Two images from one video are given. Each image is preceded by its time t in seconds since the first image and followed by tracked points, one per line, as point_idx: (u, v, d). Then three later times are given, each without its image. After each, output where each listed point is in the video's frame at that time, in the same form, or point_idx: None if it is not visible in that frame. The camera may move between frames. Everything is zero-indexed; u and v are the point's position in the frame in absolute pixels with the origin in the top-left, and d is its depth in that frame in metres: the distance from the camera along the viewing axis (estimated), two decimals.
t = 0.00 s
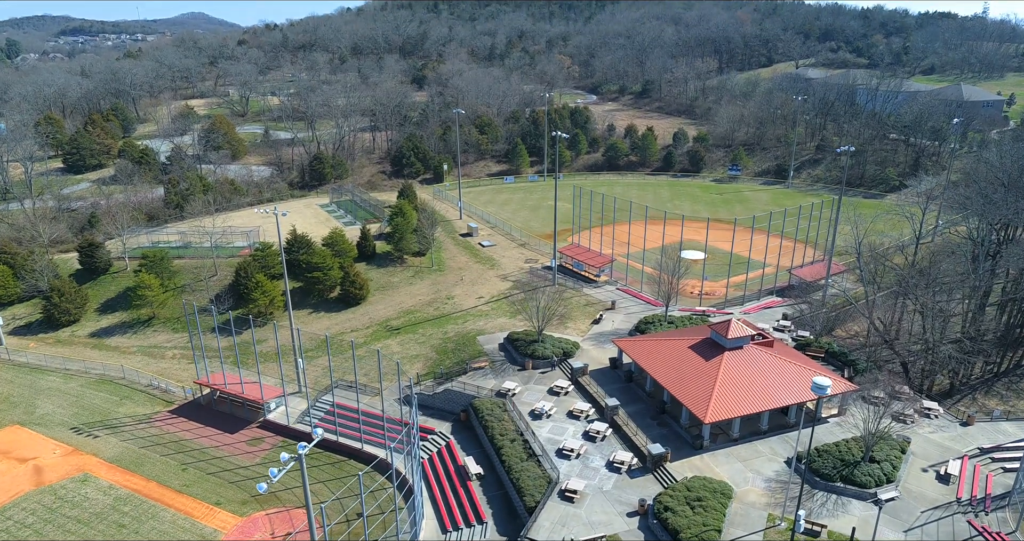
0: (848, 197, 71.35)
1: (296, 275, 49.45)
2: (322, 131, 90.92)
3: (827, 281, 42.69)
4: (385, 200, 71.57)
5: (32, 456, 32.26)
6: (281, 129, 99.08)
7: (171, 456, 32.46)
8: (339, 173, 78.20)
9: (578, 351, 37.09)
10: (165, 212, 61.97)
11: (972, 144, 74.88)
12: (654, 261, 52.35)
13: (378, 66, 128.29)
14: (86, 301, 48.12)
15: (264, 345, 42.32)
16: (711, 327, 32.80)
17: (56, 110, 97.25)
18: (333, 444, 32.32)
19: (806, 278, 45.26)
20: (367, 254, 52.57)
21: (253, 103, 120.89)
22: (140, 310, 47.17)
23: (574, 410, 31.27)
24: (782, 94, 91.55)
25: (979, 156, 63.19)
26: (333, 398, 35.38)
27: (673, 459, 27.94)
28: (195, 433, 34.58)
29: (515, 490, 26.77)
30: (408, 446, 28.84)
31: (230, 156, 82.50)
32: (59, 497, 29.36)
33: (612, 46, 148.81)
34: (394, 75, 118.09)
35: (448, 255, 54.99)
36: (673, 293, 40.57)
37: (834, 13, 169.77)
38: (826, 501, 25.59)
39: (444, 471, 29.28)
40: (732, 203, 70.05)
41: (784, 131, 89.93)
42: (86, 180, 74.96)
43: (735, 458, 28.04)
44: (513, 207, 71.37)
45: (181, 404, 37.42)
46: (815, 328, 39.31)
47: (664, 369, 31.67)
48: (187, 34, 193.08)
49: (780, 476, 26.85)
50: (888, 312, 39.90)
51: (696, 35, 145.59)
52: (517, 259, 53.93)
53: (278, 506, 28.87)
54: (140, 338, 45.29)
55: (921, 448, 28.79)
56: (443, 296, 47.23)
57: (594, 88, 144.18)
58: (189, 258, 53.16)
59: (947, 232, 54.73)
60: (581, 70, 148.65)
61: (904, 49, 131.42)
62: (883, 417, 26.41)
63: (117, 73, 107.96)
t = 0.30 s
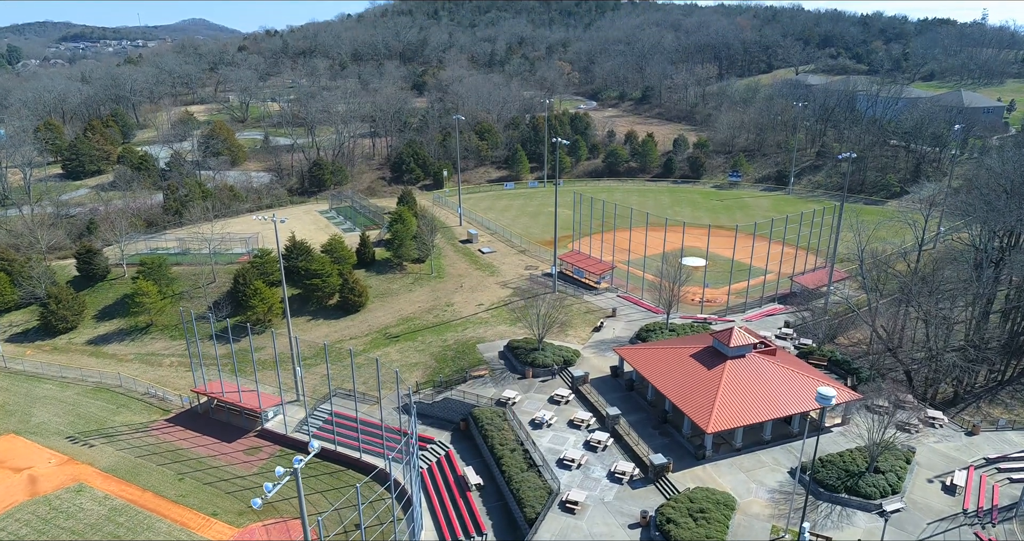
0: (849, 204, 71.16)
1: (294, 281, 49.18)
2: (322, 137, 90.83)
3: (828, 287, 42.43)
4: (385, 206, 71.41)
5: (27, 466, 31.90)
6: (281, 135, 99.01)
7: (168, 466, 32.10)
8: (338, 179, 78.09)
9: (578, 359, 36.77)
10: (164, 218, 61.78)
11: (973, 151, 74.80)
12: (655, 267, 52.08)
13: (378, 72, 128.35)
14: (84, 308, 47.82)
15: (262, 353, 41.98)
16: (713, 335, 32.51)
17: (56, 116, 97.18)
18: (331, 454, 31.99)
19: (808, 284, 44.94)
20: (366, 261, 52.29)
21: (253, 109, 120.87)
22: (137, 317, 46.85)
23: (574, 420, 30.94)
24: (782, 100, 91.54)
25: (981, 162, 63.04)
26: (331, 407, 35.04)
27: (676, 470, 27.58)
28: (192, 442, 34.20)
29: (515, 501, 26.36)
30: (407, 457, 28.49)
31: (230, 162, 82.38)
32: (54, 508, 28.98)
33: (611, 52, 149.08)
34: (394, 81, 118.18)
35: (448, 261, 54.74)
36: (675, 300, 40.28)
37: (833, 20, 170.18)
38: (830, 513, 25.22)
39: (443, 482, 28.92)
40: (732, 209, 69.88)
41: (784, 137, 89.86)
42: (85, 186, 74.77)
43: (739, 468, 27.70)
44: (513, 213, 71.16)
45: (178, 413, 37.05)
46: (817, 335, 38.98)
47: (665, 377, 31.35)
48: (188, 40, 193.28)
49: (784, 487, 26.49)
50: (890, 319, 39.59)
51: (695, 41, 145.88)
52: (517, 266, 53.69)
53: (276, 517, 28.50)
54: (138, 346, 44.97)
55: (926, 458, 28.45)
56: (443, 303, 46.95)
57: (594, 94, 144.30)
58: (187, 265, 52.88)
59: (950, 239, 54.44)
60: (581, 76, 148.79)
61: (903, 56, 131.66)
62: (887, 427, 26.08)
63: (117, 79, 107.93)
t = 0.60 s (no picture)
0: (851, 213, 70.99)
1: (292, 290, 48.86)
2: (322, 146, 90.82)
3: (830, 297, 42.19)
4: (385, 215, 71.27)
5: (21, 478, 31.50)
6: (281, 144, 99.03)
7: (164, 478, 31.69)
8: (338, 188, 77.99)
9: (579, 369, 36.44)
10: (163, 227, 61.57)
11: (973, 160, 74.76)
12: (656, 277, 51.82)
13: (378, 81, 128.58)
14: (81, 317, 47.51)
15: (260, 363, 41.65)
16: (715, 346, 32.20)
17: (56, 124, 97.20)
18: (329, 465, 31.63)
19: (810, 294, 44.65)
20: (366, 270, 52.03)
21: (253, 117, 120.99)
22: (135, 327, 46.54)
23: (575, 432, 30.59)
24: (782, 109, 91.63)
25: (982, 172, 62.98)
26: (330, 418, 34.70)
27: (678, 483, 27.20)
28: (188, 454, 33.80)
29: (515, 515, 25.93)
30: (406, 469, 28.13)
31: (229, 171, 82.32)
32: (48, 521, 28.57)
33: (611, 61, 149.55)
34: (395, 90, 118.41)
35: (447, 271, 54.50)
36: (677, 309, 40.00)
37: (833, 29, 170.83)
38: (835, 527, 24.80)
39: (442, 494, 28.53)
40: (733, 218, 69.73)
41: (785, 145, 89.85)
42: (84, 195, 74.61)
43: (742, 481, 27.31)
44: (513, 222, 71.01)
45: (175, 424, 36.66)
46: (820, 346, 38.67)
47: (667, 389, 30.97)
48: (189, 49, 193.97)
49: (788, 500, 26.10)
50: (893, 329, 39.31)
51: (695, 50, 146.37)
52: (517, 275, 53.45)
53: (273, 530, 28.09)
54: (135, 356, 44.62)
55: (932, 470, 28.08)
56: (442, 313, 46.67)
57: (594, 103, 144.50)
58: (186, 274, 52.64)
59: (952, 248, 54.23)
60: (581, 85, 149.15)
61: (903, 65, 132.02)
62: (893, 439, 25.73)
63: (117, 87, 108.05)
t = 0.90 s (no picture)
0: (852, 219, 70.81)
1: (291, 297, 48.53)
2: (322, 152, 90.72)
3: (833, 303, 41.92)
4: (384, 221, 71.07)
5: (15, 487, 31.15)
6: (281, 150, 98.92)
7: (160, 487, 31.32)
8: (338, 194, 77.83)
9: (580, 377, 36.12)
10: (161, 233, 61.35)
11: (974, 166, 74.67)
12: (657, 283, 51.57)
13: (378, 87, 128.59)
14: (78, 324, 47.20)
15: (259, 371, 41.33)
16: (717, 354, 31.93)
17: (56, 130, 97.10)
18: (327, 474, 31.29)
19: (812, 300, 44.37)
20: (365, 276, 51.77)
21: (253, 123, 120.99)
22: (133, 334, 46.23)
23: (576, 440, 30.25)
24: (783, 115, 91.64)
25: (984, 178, 62.80)
26: (328, 426, 34.38)
27: (680, 493, 26.85)
28: (185, 462, 33.44)
29: (515, 525, 25.54)
30: (405, 479, 27.79)
31: (229, 177, 82.19)
32: (42, 531, 28.24)
33: (611, 67, 149.75)
34: (395, 96, 118.40)
35: (447, 277, 54.25)
36: (678, 316, 39.71)
37: (833, 35, 171.10)
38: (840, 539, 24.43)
39: (441, 504, 28.15)
40: (734, 224, 69.52)
41: (785, 151, 89.77)
42: (82, 201, 74.37)
43: (745, 491, 26.96)
44: (513, 228, 70.79)
45: (172, 432, 36.31)
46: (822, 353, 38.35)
47: (669, 397, 30.68)
48: (189, 55, 194.25)
49: (792, 511, 25.74)
50: (897, 336, 38.97)
51: (695, 56, 146.52)
52: (517, 281, 53.19)
53: None
54: (133, 363, 44.28)
55: (937, 480, 27.72)
56: (442, 319, 46.38)
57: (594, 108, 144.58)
58: (184, 280, 52.37)
59: (955, 255, 53.96)
60: (581, 91, 149.33)
61: (903, 71, 132.15)
62: (898, 448, 25.38)
63: (117, 93, 108.02)
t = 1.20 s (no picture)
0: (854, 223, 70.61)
1: (290, 302, 48.27)
2: (322, 156, 90.54)
3: (835, 308, 41.64)
4: (384, 225, 70.89)
5: (11, 494, 30.81)
6: (280, 153, 98.79)
7: (157, 494, 30.94)
8: (337, 198, 77.63)
9: (581, 383, 35.84)
10: (160, 237, 61.16)
11: (975, 170, 74.53)
12: (658, 288, 51.30)
13: (378, 91, 128.62)
14: (76, 328, 46.92)
15: (257, 377, 41.01)
16: (719, 360, 31.63)
17: (55, 133, 96.99)
18: (325, 481, 30.98)
19: (814, 305, 44.09)
20: (364, 280, 51.53)
21: (252, 127, 120.95)
22: (130, 338, 45.92)
23: (577, 447, 29.94)
24: (783, 119, 91.53)
25: (986, 182, 62.64)
26: (326, 432, 34.05)
27: (683, 501, 26.51)
28: (182, 469, 33.08)
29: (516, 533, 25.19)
30: (404, 486, 27.45)
31: (228, 181, 82.05)
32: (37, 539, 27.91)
33: (611, 71, 149.87)
34: (395, 99, 118.41)
35: (447, 282, 54.00)
36: (679, 321, 39.44)
37: (833, 39, 171.30)
38: None
39: (441, 512, 27.79)
40: (735, 228, 69.32)
41: (786, 155, 89.64)
42: (81, 205, 74.19)
43: (748, 499, 26.63)
44: (513, 232, 70.57)
45: (169, 438, 35.97)
46: (825, 359, 38.04)
47: (671, 403, 30.36)
48: (189, 58, 194.15)
49: (795, 519, 25.41)
50: (900, 341, 38.66)
51: (695, 60, 146.64)
52: (517, 286, 52.95)
53: None
54: (130, 368, 43.99)
55: (942, 488, 27.41)
56: (442, 324, 46.10)
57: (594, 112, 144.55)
58: (182, 284, 52.12)
59: (957, 259, 53.74)
60: (581, 95, 149.34)
61: (903, 75, 132.22)
62: (902, 456, 25.10)
63: (117, 97, 107.98)
